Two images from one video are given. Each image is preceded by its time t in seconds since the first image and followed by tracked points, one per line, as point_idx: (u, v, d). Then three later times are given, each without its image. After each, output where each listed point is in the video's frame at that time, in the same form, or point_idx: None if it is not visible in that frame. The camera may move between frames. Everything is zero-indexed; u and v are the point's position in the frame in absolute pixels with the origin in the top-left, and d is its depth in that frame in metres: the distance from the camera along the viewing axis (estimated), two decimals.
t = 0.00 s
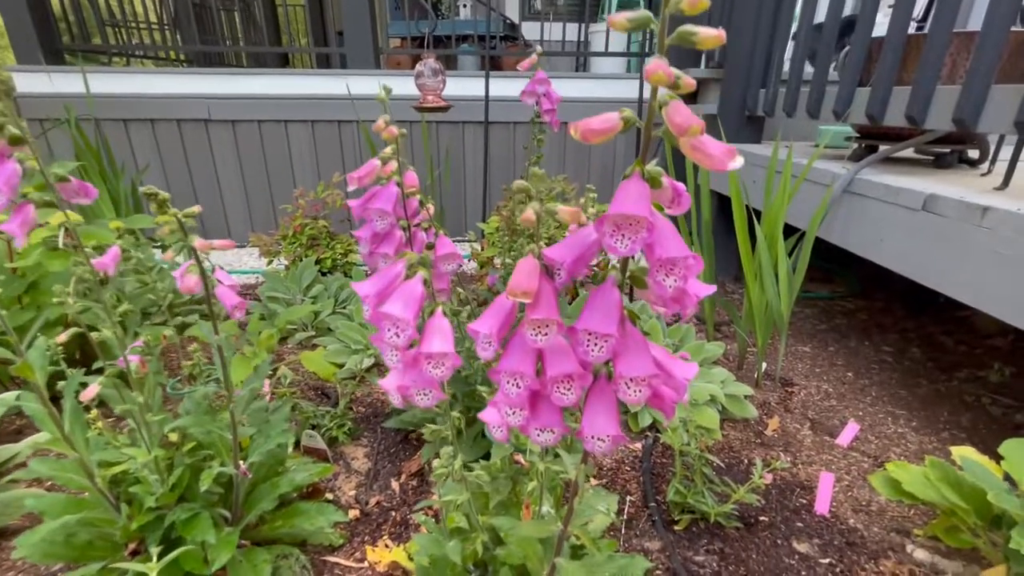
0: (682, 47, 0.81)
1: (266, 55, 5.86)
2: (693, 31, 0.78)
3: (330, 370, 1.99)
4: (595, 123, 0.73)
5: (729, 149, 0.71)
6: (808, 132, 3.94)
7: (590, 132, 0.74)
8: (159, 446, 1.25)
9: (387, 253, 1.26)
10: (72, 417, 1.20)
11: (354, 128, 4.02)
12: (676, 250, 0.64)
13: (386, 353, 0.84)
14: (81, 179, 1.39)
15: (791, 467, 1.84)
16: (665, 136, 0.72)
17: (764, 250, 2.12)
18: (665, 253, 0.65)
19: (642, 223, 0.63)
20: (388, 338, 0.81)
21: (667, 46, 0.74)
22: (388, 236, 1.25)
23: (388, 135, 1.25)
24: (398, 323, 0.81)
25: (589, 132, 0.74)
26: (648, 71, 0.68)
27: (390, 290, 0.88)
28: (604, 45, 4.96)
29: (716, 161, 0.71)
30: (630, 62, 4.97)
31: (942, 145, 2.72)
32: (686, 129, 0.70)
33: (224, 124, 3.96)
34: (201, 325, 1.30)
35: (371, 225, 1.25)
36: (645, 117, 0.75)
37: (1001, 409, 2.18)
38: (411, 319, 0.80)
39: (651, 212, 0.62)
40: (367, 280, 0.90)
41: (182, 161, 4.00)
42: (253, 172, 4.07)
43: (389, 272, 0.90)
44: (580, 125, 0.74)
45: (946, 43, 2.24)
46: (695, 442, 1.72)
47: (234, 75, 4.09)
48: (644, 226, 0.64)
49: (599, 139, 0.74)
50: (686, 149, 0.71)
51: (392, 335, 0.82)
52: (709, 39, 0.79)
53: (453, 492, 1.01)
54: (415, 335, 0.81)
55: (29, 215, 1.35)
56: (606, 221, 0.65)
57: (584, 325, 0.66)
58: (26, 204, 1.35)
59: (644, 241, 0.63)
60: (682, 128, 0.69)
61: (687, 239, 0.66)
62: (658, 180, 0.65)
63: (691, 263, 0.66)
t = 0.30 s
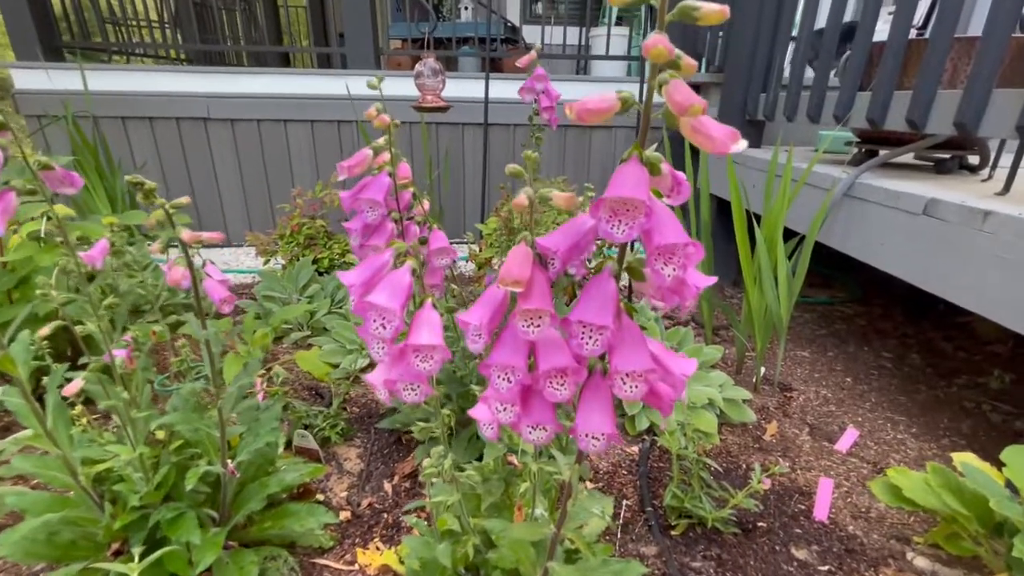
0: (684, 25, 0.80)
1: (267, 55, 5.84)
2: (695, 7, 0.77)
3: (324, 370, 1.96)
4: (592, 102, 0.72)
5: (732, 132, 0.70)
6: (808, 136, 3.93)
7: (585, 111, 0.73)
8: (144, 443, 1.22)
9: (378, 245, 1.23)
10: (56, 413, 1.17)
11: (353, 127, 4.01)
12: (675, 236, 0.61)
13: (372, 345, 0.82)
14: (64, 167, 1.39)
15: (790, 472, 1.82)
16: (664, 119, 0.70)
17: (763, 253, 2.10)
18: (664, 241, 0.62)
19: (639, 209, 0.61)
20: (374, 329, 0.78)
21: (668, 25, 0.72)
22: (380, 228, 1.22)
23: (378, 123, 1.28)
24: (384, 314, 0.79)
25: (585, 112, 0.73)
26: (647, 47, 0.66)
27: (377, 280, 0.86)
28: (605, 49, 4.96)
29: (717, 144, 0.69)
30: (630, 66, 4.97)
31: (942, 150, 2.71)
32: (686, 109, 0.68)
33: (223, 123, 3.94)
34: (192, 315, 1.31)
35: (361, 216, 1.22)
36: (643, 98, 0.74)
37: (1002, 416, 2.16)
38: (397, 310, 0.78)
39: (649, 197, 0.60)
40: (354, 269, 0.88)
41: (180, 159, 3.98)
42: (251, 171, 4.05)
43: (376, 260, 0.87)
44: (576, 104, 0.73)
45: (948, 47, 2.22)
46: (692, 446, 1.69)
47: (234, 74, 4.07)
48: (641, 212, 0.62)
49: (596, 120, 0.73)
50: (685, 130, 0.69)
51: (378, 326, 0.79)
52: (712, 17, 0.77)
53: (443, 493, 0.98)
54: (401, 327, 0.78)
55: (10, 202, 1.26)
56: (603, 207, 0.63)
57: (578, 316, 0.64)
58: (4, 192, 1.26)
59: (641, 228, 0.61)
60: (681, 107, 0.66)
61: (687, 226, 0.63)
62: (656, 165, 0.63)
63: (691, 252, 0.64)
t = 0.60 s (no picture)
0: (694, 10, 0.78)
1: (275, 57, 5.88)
2: None
3: (327, 369, 1.95)
4: (598, 88, 0.70)
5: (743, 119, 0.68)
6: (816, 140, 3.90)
7: (592, 98, 0.71)
8: (145, 439, 1.22)
9: (380, 239, 1.21)
10: (58, 407, 1.17)
11: (360, 129, 4.02)
12: (684, 225, 0.60)
13: (372, 337, 0.80)
14: (70, 161, 1.35)
15: (797, 477, 1.79)
16: (673, 106, 0.69)
17: (771, 256, 2.08)
18: (672, 231, 0.61)
19: (646, 197, 0.60)
20: (374, 321, 0.77)
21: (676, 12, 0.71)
22: (383, 222, 1.21)
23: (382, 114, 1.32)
24: (384, 305, 0.78)
25: (592, 98, 0.71)
26: (656, 30, 0.65)
27: (377, 271, 0.85)
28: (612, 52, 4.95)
29: (729, 131, 0.66)
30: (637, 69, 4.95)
31: (953, 154, 2.67)
32: (695, 94, 0.66)
33: (231, 124, 3.96)
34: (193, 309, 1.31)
35: (364, 210, 1.21)
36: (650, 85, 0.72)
37: (1013, 424, 2.12)
38: (398, 301, 0.77)
39: (656, 184, 0.59)
40: (354, 260, 0.87)
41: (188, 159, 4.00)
42: (259, 172, 4.06)
43: (377, 251, 0.86)
44: (581, 90, 0.71)
45: (958, 50, 2.20)
46: (698, 450, 1.67)
47: (243, 75, 4.09)
48: (648, 200, 0.60)
49: (601, 106, 0.71)
50: (694, 115, 0.67)
51: (377, 318, 0.78)
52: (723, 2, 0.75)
53: (444, 492, 0.97)
54: (401, 318, 0.77)
55: (14, 194, 1.28)
56: (609, 195, 0.61)
57: (582, 309, 0.63)
58: (9, 182, 1.28)
59: (648, 216, 0.59)
60: (690, 91, 0.66)
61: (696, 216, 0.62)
62: (664, 153, 0.62)
63: (699, 242, 0.62)
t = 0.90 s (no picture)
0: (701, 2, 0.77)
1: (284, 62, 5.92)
2: None
3: (328, 371, 1.94)
4: (602, 74, 0.69)
5: (750, 107, 0.66)
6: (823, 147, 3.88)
7: (596, 83, 0.69)
8: (143, 437, 1.21)
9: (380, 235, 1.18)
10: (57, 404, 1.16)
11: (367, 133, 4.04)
12: (690, 215, 0.58)
13: (369, 331, 0.79)
14: (73, 155, 1.36)
15: (803, 487, 1.76)
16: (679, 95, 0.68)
17: (777, 261, 2.05)
18: (677, 221, 0.59)
19: (651, 185, 0.59)
20: (370, 314, 0.75)
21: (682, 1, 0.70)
22: (383, 218, 1.18)
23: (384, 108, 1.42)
24: (382, 298, 0.76)
25: (596, 84, 0.70)
26: (662, 12, 0.65)
27: (375, 263, 0.83)
28: (619, 58, 4.95)
29: (735, 119, 0.66)
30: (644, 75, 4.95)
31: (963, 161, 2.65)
32: (701, 80, 0.65)
33: (240, 127, 3.98)
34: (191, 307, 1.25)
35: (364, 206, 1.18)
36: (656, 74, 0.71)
37: None
38: (395, 294, 0.75)
39: (661, 172, 0.58)
40: (352, 252, 0.85)
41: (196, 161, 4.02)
42: (265, 174, 4.08)
43: (375, 243, 0.84)
44: (585, 77, 0.70)
45: (968, 56, 2.17)
46: (702, 457, 1.64)
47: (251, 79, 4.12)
48: (653, 189, 0.59)
49: (606, 93, 0.70)
50: (698, 102, 0.67)
51: (375, 310, 0.76)
52: None
53: (442, 494, 0.95)
54: (399, 312, 0.76)
55: (16, 186, 1.30)
56: (613, 183, 0.60)
57: (584, 302, 0.62)
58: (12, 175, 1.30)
59: (652, 205, 0.58)
60: (697, 76, 0.65)
61: (702, 206, 0.60)
62: (670, 143, 0.60)
63: (705, 234, 0.60)
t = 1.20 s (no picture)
0: None
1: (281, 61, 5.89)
2: None
3: (321, 371, 1.91)
4: (597, 61, 0.68)
5: (750, 96, 0.65)
6: (820, 151, 3.89)
7: (590, 70, 0.69)
8: (129, 437, 1.19)
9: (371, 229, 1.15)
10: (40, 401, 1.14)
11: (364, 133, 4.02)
12: (687, 207, 0.57)
13: (356, 327, 0.77)
14: (59, 148, 1.38)
15: (799, 491, 1.75)
16: (677, 83, 0.67)
17: (774, 265, 2.05)
18: (674, 214, 0.58)
19: (647, 176, 0.57)
20: (356, 309, 0.73)
21: None
22: (374, 212, 1.15)
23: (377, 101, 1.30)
24: (369, 293, 0.74)
25: (591, 72, 0.69)
26: None
27: (362, 256, 0.81)
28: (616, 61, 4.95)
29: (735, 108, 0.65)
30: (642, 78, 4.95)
31: (958, 167, 2.65)
32: (699, 66, 0.64)
33: (236, 126, 3.96)
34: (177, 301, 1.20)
35: (356, 201, 1.14)
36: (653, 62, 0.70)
37: (1019, 441, 2.08)
38: (383, 288, 0.73)
39: (658, 163, 0.56)
40: (339, 245, 0.83)
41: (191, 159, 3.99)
42: (261, 173, 4.05)
43: (362, 236, 0.82)
44: (579, 64, 0.69)
45: (964, 61, 2.18)
46: (697, 460, 1.63)
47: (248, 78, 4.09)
48: (650, 180, 0.58)
49: (601, 80, 0.69)
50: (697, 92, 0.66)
51: (361, 305, 0.74)
52: None
53: (432, 496, 0.94)
54: (386, 307, 0.73)
55: None
56: (609, 174, 0.58)
57: (577, 298, 0.60)
58: None
59: (648, 196, 0.57)
60: (695, 63, 0.64)
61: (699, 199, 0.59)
62: (667, 134, 0.59)
63: (703, 227, 0.59)
